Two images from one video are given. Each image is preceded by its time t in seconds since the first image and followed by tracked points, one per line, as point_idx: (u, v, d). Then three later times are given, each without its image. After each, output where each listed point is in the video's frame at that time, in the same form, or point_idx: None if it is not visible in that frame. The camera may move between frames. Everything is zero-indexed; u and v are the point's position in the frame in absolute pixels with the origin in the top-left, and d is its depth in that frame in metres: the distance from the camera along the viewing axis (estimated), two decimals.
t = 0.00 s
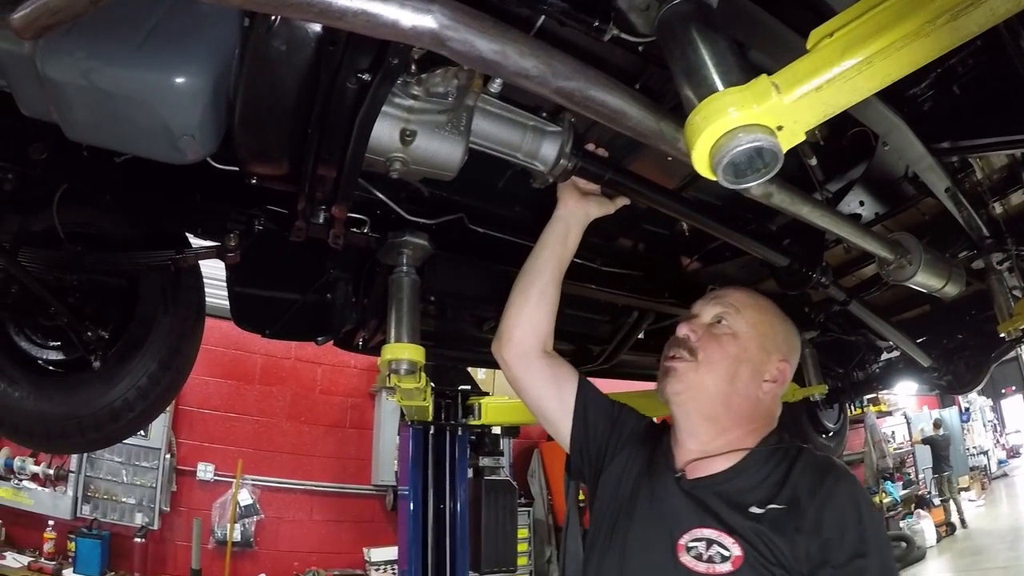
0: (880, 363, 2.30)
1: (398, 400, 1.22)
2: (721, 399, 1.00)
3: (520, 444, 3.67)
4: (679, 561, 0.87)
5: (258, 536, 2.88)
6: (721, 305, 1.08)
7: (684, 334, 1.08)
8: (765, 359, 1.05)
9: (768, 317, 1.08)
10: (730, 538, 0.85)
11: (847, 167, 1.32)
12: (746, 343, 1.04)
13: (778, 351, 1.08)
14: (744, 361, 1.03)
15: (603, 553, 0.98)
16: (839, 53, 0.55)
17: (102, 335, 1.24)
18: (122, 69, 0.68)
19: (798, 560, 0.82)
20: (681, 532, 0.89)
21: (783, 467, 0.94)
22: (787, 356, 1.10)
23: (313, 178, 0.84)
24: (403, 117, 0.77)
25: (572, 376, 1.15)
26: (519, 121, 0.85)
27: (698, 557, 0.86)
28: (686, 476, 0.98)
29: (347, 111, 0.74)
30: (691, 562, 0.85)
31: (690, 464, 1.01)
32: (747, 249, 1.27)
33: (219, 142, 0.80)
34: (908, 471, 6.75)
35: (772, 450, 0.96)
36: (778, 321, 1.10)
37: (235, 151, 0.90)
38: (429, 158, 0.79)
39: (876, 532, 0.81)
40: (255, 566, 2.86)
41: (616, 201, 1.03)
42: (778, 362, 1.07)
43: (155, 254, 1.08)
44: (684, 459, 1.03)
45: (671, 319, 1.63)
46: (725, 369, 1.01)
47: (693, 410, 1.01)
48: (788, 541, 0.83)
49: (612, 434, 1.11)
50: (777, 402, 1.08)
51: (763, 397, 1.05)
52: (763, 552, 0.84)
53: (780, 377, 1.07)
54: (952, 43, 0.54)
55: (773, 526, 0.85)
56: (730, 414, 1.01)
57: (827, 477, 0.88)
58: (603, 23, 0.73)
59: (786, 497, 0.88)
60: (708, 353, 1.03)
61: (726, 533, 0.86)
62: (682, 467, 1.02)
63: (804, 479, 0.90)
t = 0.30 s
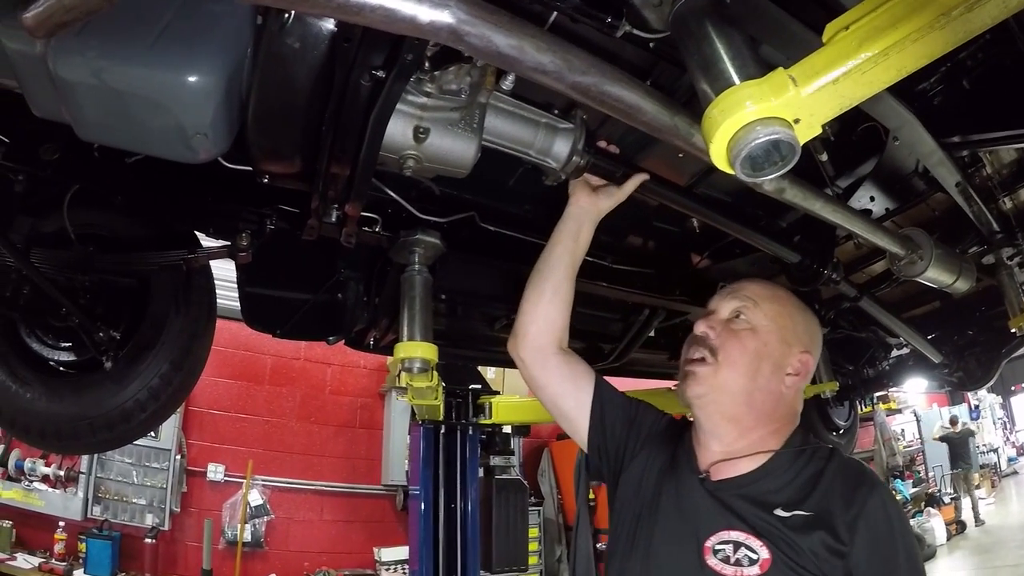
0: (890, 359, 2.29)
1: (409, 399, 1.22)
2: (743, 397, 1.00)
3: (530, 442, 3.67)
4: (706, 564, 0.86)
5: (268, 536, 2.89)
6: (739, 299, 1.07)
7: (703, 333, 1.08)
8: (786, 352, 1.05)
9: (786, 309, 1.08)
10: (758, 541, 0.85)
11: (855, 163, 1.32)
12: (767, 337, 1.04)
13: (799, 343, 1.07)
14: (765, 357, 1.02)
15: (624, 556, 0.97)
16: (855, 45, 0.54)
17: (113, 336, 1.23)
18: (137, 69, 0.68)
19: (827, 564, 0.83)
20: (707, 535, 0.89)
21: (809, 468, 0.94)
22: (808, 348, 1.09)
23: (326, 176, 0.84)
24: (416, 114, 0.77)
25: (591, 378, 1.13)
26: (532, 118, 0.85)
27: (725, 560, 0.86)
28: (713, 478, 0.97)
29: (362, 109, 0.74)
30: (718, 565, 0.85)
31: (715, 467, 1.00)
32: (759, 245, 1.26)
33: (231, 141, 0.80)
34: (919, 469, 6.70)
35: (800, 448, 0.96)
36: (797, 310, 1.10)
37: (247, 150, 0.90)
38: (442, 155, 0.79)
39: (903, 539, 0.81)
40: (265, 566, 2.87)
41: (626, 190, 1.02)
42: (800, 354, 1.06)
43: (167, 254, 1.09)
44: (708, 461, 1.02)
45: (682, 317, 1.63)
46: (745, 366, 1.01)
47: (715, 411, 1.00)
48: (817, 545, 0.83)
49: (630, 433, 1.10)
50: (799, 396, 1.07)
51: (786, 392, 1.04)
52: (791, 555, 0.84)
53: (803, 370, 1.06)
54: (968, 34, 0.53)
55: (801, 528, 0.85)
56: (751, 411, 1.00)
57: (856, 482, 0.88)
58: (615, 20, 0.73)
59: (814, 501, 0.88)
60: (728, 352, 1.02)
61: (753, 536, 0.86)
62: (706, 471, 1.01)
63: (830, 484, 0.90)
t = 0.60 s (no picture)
0: (896, 359, 2.28)
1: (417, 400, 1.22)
2: (756, 394, 1.00)
3: (535, 442, 3.68)
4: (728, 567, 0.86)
5: (274, 536, 2.90)
6: (754, 298, 1.08)
7: (716, 331, 1.09)
8: (800, 351, 1.04)
9: (800, 309, 1.08)
10: (780, 543, 0.85)
11: (861, 161, 1.32)
12: (780, 335, 1.04)
13: (814, 343, 1.06)
14: (777, 354, 1.02)
15: (645, 560, 0.97)
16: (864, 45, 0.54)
17: (121, 337, 1.23)
18: (146, 69, 0.68)
19: (850, 566, 0.82)
20: (728, 538, 0.89)
21: (829, 471, 0.94)
22: (823, 347, 1.08)
23: (334, 176, 0.84)
24: (425, 113, 0.77)
25: (610, 382, 1.12)
26: (540, 118, 0.84)
27: (748, 563, 0.86)
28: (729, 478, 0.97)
29: (371, 109, 0.74)
30: (741, 568, 0.85)
31: (732, 467, 1.00)
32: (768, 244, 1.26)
33: (239, 142, 0.80)
34: (924, 468, 6.68)
35: (817, 450, 0.95)
36: (811, 309, 1.09)
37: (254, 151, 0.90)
38: (450, 154, 0.79)
39: (926, 540, 0.81)
40: (271, 567, 2.87)
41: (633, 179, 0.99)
42: (814, 354, 1.05)
43: (174, 255, 1.09)
44: (726, 462, 1.02)
45: (687, 316, 1.64)
46: (757, 363, 1.01)
47: (727, 404, 1.01)
48: (840, 547, 0.83)
49: (646, 438, 1.09)
50: (817, 397, 1.05)
51: (801, 391, 1.03)
52: (814, 557, 0.83)
53: (817, 370, 1.05)
54: (977, 34, 0.52)
55: (823, 530, 0.85)
56: (763, 408, 1.00)
57: (876, 485, 0.88)
58: (624, 19, 0.72)
59: (836, 503, 0.88)
60: (738, 347, 1.03)
61: (776, 538, 0.86)
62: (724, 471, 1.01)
63: (851, 487, 0.90)
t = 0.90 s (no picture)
0: (898, 358, 2.27)
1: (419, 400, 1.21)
2: (772, 393, 1.00)
3: (537, 442, 3.68)
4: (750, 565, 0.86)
5: (275, 537, 2.89)
6: (767, 297, 1.08)
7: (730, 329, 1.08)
8: (812, 351, 1.05)
9: (812, 310, 1.08)
10: (802, 539, 0.85)
11: (863, 161, 1.31)
12: (793, 334, 1.04)
13: (823, 343, 1.07)
14: (792, 353, 1.02)
15: (657, 561, 0.96)
16: (872, 45, 0.53)
17: (122, 338, 1.23)
18: (148, 69, 0.68)
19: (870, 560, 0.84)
20: (748, 537, 0.89)
21: (841, 469, 0.95)
22: (832, 347, 1.09)
23: (337, 177, 0.84)
24: (427, 114, 0.77)
25: (616, 384, 1.10)
26: (543, 118, 0.84)
27: (770, 560, 0.86)
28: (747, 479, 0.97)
29: (374, 109, 0.74)
30: (764, 565, 0.85)
31: (748, 467, 1.00)
32: (770, 244, 1.26)
33: (241, 142, 0.80)
34: (926, 468, 6.67)
35: (829, 448, 0.97)
36: (819, 309, 1.10)
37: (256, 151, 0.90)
38: (453, 155, 0.79)
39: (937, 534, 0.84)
40: (273, 567, 2.87)
41: (637, 179, 1.00)
42: (824, 353, 1.06)
43: (176, 255, 1.09)
44: (740, 462, 1.02)
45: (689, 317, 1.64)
46: (774, 362, 1.01)
47: (743, 404, 1.00)
48: (860, 541, 0.84)
49: (653, 441, 1.07)
50: (824, 396, 1.07)
51: (812, 390, 1.04)
52: (835, 552, 0.84)
53: (828, 368, 1.06)
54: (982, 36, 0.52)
55: (842, 525, 0.86)
56: (779, 409, 1.00)
57: (888, 483, 0.90)
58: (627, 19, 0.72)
59: (851, 501, 0.89)
60: (754, 346, 1.02)
61: (796, 534, 0.86)
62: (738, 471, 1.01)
63: (864, 484, 0.91)
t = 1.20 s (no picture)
0: (899, 359, 2.27)
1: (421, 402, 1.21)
2: (777, 393, 1.00)
3: (538, 443, 3.68)
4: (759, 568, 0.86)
5: (276, 537, 2.90)
6: (769, 298, 1.08)
7: (733, 331, 1.08)
8: (814, 351, 1.05)
9: (814, 312, 1.09)
10: (811, 541, 0.86)
11: (865, 163, 1.31)
12: (795, 334, 1.05)
13: (826, 343, 1.08)
14: (795, 353, 1.03)
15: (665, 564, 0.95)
16: (879, 49, 0.53)
17: (123, 339, 1.23)
18: (149, 70, 0.68)
19: (878, 560, 0.85)
20: (757, 539, 0.89)
21: (846, 470, 0.96)
22: (834, 347, 1.10)
23: (340, 179, 0.84)
24: (431, 116, 0.77)
25: (618, 385, 1.10)
26: (545, 120, 0.84)
27: (779, 562, 0.86)
28: (754, 481, 0.97)
29: (377, 111, 0.74)
30: (774, 567, 0.86)
31: (755, 469, 0.99)
32: (770, 246, 1.26)
33: (242, 143, 0.80)
34: (926, 468, 6.67)
35: (835, 450, 0.98)
36: (822, 311, 1.10)
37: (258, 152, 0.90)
38: (456, 157, 0.79)
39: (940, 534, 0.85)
40: (273, 567, 2.88)
41: (638, 180, 1.00)
42: (827, 353, 1.06)
43: (177, 256, 1.09)
44: (747, 464, 1.01)
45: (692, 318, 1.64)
46: (777, 363, 1.01)
47: (748, 407, 1.00)
48: (868, 542, 0.85)
49: (656, 443, 1.06)
50: (828, 394, 1.07)
51: (815, 391, 1.04)
52: (844, 553, 0.85)
53: (831, 368, 1.06)
54: (989, 41, 0.52)
55: (850, 526, 0.87)
56: (784, 409, 1.00)
57: (894, 483, 0.91)
58: (631, 22, 0.72)
59: (858, 501, 0.90)
60: (759, 349, 1.02)
61: (806, 536, 0.87)
62: (745, 473, 1.01)
63: (870, 485, 0.92)
